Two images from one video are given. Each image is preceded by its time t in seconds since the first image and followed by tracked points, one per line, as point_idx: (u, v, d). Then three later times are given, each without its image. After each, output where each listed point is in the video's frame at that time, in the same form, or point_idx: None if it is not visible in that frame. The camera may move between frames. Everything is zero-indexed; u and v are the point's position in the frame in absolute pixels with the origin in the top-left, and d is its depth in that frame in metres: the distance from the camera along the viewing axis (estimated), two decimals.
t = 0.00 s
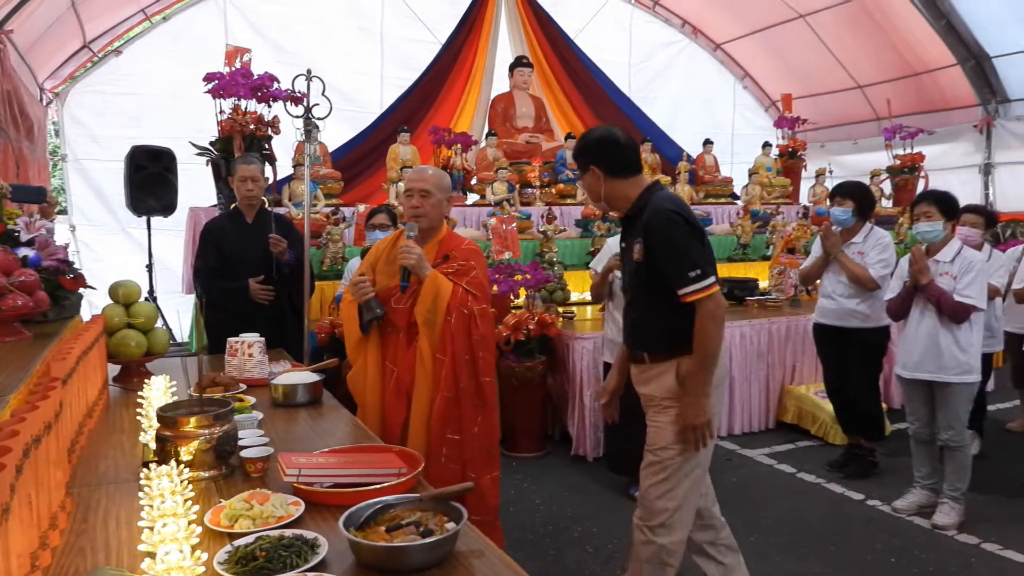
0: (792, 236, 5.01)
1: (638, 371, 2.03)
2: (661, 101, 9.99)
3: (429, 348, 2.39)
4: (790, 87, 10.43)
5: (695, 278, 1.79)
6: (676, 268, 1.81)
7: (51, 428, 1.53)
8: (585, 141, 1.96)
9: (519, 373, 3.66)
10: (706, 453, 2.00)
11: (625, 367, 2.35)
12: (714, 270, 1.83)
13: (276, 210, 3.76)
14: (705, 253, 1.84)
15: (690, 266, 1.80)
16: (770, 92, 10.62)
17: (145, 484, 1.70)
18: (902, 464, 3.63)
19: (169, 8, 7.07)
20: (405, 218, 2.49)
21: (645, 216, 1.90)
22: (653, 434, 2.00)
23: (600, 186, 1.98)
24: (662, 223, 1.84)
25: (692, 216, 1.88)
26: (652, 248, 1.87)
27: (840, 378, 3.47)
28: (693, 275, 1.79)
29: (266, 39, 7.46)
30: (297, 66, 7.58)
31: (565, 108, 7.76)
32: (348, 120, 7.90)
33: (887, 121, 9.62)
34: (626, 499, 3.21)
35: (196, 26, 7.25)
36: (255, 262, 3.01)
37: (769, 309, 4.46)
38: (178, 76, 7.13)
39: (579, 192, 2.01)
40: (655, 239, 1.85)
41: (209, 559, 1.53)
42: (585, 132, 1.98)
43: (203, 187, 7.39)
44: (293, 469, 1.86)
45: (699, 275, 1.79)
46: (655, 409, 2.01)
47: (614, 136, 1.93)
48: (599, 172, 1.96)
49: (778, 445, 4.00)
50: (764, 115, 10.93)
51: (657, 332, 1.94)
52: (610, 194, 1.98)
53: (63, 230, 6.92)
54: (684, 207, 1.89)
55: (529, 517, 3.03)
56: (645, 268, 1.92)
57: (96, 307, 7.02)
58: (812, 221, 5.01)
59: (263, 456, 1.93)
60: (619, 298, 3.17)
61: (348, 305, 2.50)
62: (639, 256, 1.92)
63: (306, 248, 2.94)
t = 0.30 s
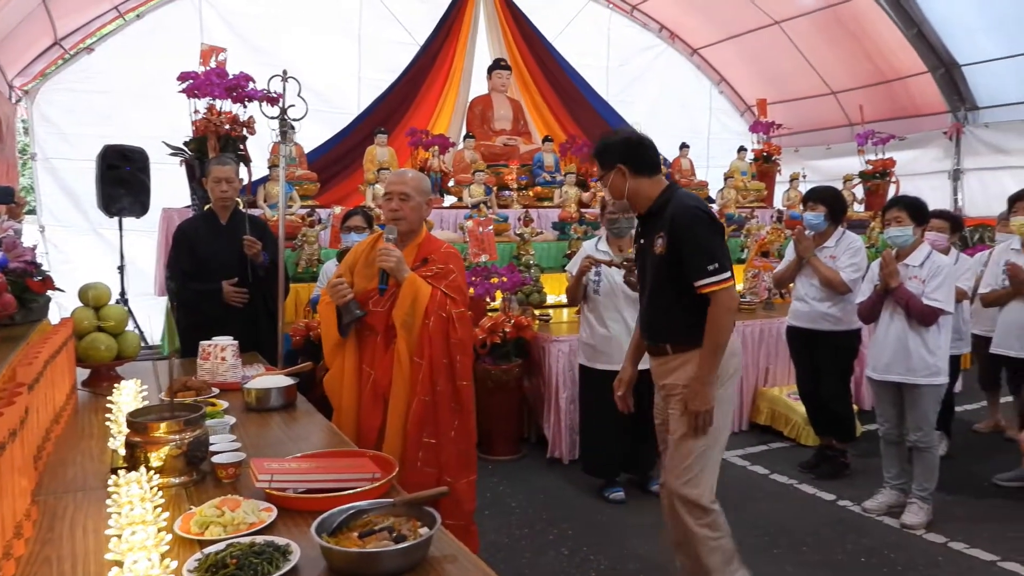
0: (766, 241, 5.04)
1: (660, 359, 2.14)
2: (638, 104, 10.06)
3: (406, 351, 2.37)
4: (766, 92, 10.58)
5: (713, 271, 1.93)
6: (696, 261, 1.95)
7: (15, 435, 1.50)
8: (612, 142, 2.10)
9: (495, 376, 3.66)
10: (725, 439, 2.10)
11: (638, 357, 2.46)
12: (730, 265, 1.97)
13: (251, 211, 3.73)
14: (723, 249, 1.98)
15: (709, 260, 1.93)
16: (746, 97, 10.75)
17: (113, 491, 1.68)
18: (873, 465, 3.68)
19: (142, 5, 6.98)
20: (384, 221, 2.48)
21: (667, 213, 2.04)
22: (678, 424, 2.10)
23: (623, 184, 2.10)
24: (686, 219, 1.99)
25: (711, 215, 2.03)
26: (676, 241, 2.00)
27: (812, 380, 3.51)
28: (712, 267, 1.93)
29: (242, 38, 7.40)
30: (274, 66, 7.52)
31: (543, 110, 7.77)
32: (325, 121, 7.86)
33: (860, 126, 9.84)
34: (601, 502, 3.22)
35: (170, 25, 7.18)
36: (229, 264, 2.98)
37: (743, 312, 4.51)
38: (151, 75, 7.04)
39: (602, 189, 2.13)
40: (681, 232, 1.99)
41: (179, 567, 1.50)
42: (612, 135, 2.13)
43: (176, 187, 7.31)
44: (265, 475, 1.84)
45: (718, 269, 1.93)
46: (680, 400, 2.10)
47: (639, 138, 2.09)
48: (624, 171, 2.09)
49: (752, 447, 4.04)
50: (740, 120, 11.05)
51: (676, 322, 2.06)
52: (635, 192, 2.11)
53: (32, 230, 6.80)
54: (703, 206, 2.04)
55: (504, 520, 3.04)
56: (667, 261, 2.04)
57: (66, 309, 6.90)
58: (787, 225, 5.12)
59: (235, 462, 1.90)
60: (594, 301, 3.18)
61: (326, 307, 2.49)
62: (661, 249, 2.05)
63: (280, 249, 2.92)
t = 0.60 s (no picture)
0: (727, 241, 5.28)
1: (667, 367, 2.30)
2: (603, 107, 10.14)
3: (372, 355, 2.35)
4: (727, 96, 10.81)
5: (712, 278, 2.08)
6: (698, 267, 2.10)
7: None
8: (637, 146, 2.25)
9: (458, 378, 3.67)
10: (739, 437, 2.30)
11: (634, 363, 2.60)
12: (729, 274, 2.12)
13: (209, 212, 3.68)
14: (725, 258, 2.13)
15: (709, 268, 2.09)
16: (708, 101, 10.95)
17: (61, 501, 1.62)
18: (830, 464, 3.76)
19: (97, 2, 6.82)
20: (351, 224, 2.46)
21: (678, 218, 2.20)
22: (701, 429, 2.26)
23: (640, 186, 2.24)
24: (695, 226, 2.14)
25: (719, 225, 2.18)
26: (685, 246, 2.16)
27: (771, 380, 3.58)
28: (710, 275, 2.08)
29: (203, 36, 7.29)
30: (236, 65, 7.43)
31: (508, 113, 7.79)
32: (287, 121, 7.79)
33: (819, 130, 10.08)
34: (564, 503, 3.24)
35: (128, 21, 7.01)
36: (186, 267, 2.93)
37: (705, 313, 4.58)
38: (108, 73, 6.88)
39: (618, 190, 2.27)
40: (690, 238, 2.14)
41: None
42: (638, 138, 2.28)
43: (133, 188, 7.16)
44: (220, 481, 1.79)
45: (716, 277, 2.08)
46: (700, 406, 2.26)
47: (656, 146, 2.26)
48: (650, 173, 2.24)
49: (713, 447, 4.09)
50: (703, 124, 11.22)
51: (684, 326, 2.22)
52: (653, 195, 2.24)
53: None
54: (713, 216, 2.19)
55: (467, 523, 3.03)
56: (678, 265, 2.19)
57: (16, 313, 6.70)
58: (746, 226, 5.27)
59: (189, 469, 1.85)
60: (557, 303, 3.20)
61: (291, 311, 2.46)
62: (672, 254, 2.19)
63: (240, 251, 2.89)
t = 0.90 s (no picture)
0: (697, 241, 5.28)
1: (673, 357, 2.42)
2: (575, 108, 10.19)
3: (348, 356, 2.28)
4: (697, 98, 10.95)
5: (735, 273, 2.23)
6: (721, 262, 2.25)
7: None
8: (652, 144, 2.38)
9: (428, 379, 3.66)
10: (735, 429, 2.40)
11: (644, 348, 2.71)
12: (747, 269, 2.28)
13: (174, 212, 3.64)
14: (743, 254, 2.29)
15: (732, 263, 2.24)
16: (677, 102, 11.11)
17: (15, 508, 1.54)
18: (796, 461, 3.81)
19: None
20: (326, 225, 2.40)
21: (697, 215, 2.34)
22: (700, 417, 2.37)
23: (653, 182, 2.39)
24: (716, 223, 2.29)
25: (735, 222, 2.34)
26: (705, 241, 2.30)
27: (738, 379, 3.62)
28: (734, 270, 2.23)
29: (170, 34, 7.22)
30: (203, 63, 7.37)
31: (479, 113, 7.79)
32: (256, 121, 7.74)
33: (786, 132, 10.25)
34: (534, 503, 3.25)
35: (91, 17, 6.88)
36: (151, 268, 2.90)
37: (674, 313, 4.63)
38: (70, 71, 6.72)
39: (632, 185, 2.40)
40: (710, 234, 2.29)
41: None
42: (651, 136, 2.41)
43: (96, 188, 7.06)
44: (182, 484, 1.69)
45: (738, 272, 2.24)
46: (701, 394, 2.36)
47: (674, 142, 2.39)
48: (655, 170, 2.38)
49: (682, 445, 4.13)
50: (673, 125, 11.35)
51: (692, 316, 2.35)
52: (663, 189, 2.40)
53: None
54: (728, 213, 2.35)
55: (437, 524, 3.03)
56: (695, 259, 2.34)
57: None
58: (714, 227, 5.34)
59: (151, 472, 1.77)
60: (527, 303, 3.20)
61: (264, 312, 2.37)
62: (689, 247, 2.35)
63: (206, 252, 2.86)
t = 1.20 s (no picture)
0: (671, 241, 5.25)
1: (653, 350, 2.47)
2: (551, 107, 10.20)
3: (329, 355, 2.12)
4: (672, 99, 11.04)
5: (721, 271, 2.26)
6: (708, 261, 2.27)
7: None
8: (641, 143, 2.40)
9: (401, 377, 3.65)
10: (712, 422, 2.43)
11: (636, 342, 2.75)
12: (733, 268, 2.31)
13: (143, 208, 3.59)
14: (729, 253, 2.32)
15: (719, 262, 2.27)
16: (653, 103, 11.19)
17: None
18: (766, 459, 3.86)
19: None
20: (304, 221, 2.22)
21: (683, 214, 2.37)
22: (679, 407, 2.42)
23: (642, 182, 2.42)
24: (702, 222, 2.32)
25: (720, 222, 2.36)
26: (690, 239, 2.33)
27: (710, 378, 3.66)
28: (721, 268, 2.26)
29: (142, 27, 7.12)
30: (176, 57, 7.28)
31: (455, 111, 7.79)
32: (230, 116, 7.67)
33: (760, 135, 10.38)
34: (506, 502, 3.26)
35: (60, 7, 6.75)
36: (118, 264, 2.86)
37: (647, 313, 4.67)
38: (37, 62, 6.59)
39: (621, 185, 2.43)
40: (695, 232, 2.32)
41: None
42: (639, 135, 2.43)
43: (64, 183, 6.93)
44: (148, 484, 1.67)
45: (724, 270, 2.27)
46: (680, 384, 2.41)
47: (664, 144, 2.40)
48: (644, 170, 2.41)
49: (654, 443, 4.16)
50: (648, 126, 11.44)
51: (673, 312, 2.38)
52: (650, 190, 2.42)
53: None
54: (714, 214, 2.37)
55: (409, 523, 3.02)
56: (679, 257, 2.36)
57: None
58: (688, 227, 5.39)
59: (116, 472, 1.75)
60: (499, 303, 3.18)
61: (242, 311, 2.18)
62: (673, 246, 2.37)
63: (175, 249, 2.83)
